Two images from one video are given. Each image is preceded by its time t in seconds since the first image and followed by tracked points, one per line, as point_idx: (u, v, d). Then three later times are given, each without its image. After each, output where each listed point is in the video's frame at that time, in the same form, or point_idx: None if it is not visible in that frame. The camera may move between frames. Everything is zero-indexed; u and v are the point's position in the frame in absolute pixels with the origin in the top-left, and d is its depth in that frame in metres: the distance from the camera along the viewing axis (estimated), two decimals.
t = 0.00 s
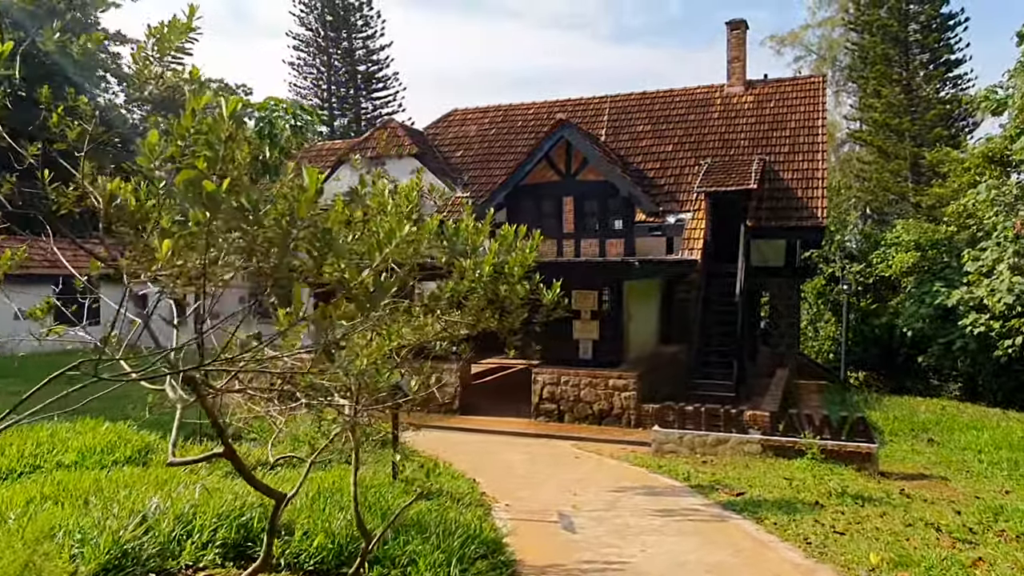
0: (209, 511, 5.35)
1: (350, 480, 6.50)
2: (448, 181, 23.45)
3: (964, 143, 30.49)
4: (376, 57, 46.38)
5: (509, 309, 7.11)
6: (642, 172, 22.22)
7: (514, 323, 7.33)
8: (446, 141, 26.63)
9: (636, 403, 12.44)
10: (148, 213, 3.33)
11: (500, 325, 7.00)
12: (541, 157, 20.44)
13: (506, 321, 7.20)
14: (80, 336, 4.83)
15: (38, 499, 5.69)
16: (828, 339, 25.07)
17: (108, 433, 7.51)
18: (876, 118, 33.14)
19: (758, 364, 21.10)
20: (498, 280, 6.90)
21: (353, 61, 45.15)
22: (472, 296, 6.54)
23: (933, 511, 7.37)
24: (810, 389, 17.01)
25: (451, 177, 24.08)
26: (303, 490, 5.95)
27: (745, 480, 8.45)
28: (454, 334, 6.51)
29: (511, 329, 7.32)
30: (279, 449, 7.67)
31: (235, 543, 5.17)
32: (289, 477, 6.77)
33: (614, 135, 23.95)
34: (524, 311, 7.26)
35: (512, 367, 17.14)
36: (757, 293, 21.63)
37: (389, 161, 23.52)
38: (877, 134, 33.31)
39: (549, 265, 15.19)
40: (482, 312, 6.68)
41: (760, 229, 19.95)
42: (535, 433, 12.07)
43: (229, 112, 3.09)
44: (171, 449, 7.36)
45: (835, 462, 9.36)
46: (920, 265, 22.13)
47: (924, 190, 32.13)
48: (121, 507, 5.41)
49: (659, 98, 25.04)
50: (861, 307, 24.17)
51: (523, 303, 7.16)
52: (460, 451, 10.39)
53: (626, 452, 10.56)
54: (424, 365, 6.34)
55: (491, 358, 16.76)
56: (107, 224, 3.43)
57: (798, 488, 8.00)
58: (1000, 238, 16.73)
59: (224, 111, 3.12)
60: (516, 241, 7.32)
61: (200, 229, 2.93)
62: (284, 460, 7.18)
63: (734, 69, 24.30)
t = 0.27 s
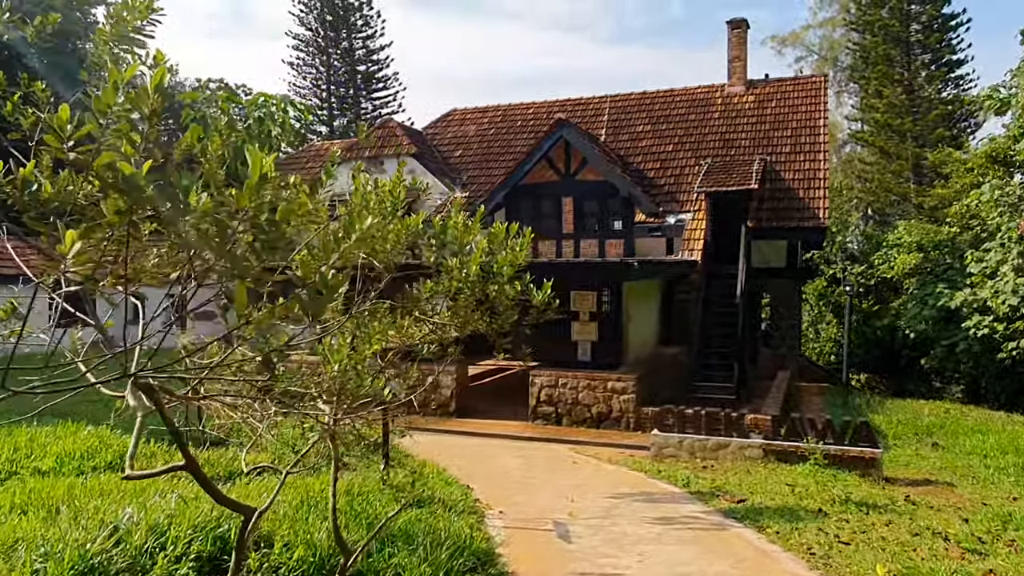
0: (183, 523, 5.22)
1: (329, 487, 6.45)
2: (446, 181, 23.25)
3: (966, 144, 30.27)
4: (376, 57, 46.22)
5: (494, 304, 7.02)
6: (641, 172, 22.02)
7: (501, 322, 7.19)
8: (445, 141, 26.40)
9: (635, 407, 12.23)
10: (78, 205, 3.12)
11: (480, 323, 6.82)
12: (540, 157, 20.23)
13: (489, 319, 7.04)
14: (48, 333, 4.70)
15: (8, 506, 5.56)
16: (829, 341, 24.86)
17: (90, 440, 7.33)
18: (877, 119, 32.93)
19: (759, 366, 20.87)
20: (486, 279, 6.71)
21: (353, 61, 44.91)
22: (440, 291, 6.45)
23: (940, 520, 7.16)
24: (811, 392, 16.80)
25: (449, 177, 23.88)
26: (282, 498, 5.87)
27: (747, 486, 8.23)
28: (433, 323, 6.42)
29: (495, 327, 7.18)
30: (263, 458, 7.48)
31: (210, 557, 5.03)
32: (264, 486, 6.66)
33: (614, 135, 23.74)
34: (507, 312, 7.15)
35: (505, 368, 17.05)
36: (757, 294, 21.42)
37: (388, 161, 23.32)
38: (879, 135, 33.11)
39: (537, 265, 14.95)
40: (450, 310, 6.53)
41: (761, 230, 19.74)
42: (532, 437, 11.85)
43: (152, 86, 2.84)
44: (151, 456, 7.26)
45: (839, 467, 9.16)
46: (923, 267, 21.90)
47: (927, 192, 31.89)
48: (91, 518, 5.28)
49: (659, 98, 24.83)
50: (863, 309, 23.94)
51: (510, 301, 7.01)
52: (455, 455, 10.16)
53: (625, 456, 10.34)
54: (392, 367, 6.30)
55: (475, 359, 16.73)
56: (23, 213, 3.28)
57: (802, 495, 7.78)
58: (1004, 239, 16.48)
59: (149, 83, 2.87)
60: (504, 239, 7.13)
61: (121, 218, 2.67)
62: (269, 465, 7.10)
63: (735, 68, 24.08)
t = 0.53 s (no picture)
0: (160, 531, 5.04)
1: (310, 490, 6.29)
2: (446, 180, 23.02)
3: (970, 143, 30.05)
4: (377, 57, 46.09)
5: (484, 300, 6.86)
6: (643, 171, 21.79)
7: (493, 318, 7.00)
8: (445, 139, 26.18)
9: (636, 408, 11.99)
10: None
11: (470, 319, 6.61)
12: (540, 156, 19.99)
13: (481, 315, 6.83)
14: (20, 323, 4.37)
15: None
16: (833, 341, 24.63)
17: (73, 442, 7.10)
18: (880, 118, 32.71)
19: (762, 367, 20.62)
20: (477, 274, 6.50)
21: (353, 60, 44.72)
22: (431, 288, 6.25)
23: (952, 526, 6.92)
24: (815, 393, 16.57)
25: (449, 176, 23.65)
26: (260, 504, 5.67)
27: (752, 490, 7.99)
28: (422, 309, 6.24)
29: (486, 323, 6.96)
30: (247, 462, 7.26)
31: (187, 567, 4.86)
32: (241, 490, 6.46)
33: (615, 134, 23.52)
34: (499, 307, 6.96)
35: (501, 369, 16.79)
36: (760, 294, 21.20)
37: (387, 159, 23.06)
38: (882, 134, 32.89)
39: (534, 263, 14.67)
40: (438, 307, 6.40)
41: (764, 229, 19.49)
42: (531, 439, 11.61)
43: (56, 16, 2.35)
44: (128, 458, 7.05)
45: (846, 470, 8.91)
46: (927, 267, 21.65)
47: (930, 191, 31.64)
48: (60, 526, 5.04)
49: (661, 96, 24.60)
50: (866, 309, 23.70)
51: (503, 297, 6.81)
52: (452, 458, 9.91)
53: (626, 459, 10.10)
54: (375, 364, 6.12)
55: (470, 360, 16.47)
56: None
57: (809, 500, 7.53)
58: (1011, 238, 16.22)
59: (54, 27, 2.42)
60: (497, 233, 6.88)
61: (15, 179, 2.26)
62: (247, 469, 6.89)
63: (737, 66, 23.85)
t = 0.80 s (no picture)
0: (134, 548, 4.87)
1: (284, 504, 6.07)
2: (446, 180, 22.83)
3: (975, 143, 29.78)
4: (377, 57, 45.91)
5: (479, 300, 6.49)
6: (644, 170, 21.53)
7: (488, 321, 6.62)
8: (444, 139, 25.93)
9: (639, 411, 11.74)
10: None
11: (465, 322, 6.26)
12: (541, 155, 19.72)
13: (477, 318, 6.49)
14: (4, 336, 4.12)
15: None
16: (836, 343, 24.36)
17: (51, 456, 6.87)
18: (884, 117, 32.45)
19: (766, 368, 20.35)
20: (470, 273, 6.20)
21: (353, 60, 44.50)
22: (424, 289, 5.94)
23: (969, 536, 6.66)
24: (820, 395, 16.31)
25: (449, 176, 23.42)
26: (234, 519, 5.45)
27: (760, 497, 7.71)
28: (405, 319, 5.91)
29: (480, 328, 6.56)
30: (233, 470, 7.02)
31: None
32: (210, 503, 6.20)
33: (616, 133, 23.27)
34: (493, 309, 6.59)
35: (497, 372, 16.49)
36: (763, 295, 20.95)
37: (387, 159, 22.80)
38: (886, 134, 32.62)
39: (532, 263, 14.37)
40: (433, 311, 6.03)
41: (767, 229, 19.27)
42: (532, 444, 11.36)
43: None
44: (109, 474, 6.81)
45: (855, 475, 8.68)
46: (933, 267, 21.39)
47: (934, 191, 31.36)
48: (27, 543, 4.86)
49: (662, 95, 24.35)
50: (870, 310, 23.46)
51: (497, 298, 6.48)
52: (448, 465, 9.65)
53: (629, 464, 9.86)
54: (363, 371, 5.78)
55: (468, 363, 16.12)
56: None
57: (819, 508, 7.27)
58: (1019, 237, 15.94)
59: None
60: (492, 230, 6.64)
61: None
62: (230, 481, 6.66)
63: (739, 64, 23.58)
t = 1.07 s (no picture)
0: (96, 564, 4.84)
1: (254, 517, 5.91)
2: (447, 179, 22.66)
3: (980, 141, 29.50)
4: (378, 56, 45.72)
5: (469, 296, 6.10)
6: (646, 169, 21.29)
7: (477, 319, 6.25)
8: (444, 139, 25.70)
9: (640, 413, 11.51)
10: None
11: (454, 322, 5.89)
12: (542, 154, 19.51)
13: (468, 318, 6.11)
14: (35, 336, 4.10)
15: None
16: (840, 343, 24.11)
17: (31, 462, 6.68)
18: (888, 115, 32.18)
19: (769, 369, 20.09)
20: (458, 270, 5.86)
21: (354, 60, 44.28)
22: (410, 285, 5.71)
23: (982, 543, 6.42)
24: (824, 396, 16.06)
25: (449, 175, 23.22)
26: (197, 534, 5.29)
27: (765, 504, 7.47)
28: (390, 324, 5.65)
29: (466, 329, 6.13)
30: (218, 476, 6.82)
31: None
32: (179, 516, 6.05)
33: (618, 132, 23.02)
34: (481, 309, 6.20)
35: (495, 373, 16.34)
36: (767, 295, 20.70)
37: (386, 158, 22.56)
38: (890, 132, 32.35)
39: (531, 262, 14.14)
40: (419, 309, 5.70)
41: (771, 228, 19.08)
42: (531, 447, 11.14)
43: None
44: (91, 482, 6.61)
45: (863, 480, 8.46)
46: (939, 266, 21.13)
47: (939, 190, 31.07)
48: None
49: (664, 93, 24.11)
50: (875, 310, 23.21)
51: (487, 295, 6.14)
52: (445, 470, 9.43)
53: (630, 468, 9.62)
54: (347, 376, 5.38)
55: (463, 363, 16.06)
56: None
57: (826, 515, 7.02)
58: None
59: None
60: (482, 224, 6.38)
61: None
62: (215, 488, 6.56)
63: (742, 62, 23.33)
